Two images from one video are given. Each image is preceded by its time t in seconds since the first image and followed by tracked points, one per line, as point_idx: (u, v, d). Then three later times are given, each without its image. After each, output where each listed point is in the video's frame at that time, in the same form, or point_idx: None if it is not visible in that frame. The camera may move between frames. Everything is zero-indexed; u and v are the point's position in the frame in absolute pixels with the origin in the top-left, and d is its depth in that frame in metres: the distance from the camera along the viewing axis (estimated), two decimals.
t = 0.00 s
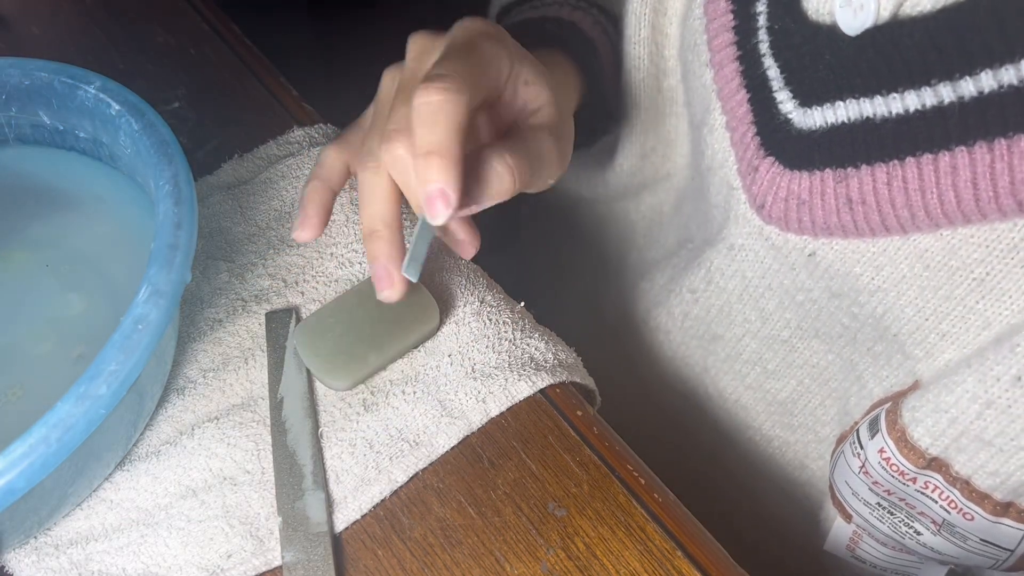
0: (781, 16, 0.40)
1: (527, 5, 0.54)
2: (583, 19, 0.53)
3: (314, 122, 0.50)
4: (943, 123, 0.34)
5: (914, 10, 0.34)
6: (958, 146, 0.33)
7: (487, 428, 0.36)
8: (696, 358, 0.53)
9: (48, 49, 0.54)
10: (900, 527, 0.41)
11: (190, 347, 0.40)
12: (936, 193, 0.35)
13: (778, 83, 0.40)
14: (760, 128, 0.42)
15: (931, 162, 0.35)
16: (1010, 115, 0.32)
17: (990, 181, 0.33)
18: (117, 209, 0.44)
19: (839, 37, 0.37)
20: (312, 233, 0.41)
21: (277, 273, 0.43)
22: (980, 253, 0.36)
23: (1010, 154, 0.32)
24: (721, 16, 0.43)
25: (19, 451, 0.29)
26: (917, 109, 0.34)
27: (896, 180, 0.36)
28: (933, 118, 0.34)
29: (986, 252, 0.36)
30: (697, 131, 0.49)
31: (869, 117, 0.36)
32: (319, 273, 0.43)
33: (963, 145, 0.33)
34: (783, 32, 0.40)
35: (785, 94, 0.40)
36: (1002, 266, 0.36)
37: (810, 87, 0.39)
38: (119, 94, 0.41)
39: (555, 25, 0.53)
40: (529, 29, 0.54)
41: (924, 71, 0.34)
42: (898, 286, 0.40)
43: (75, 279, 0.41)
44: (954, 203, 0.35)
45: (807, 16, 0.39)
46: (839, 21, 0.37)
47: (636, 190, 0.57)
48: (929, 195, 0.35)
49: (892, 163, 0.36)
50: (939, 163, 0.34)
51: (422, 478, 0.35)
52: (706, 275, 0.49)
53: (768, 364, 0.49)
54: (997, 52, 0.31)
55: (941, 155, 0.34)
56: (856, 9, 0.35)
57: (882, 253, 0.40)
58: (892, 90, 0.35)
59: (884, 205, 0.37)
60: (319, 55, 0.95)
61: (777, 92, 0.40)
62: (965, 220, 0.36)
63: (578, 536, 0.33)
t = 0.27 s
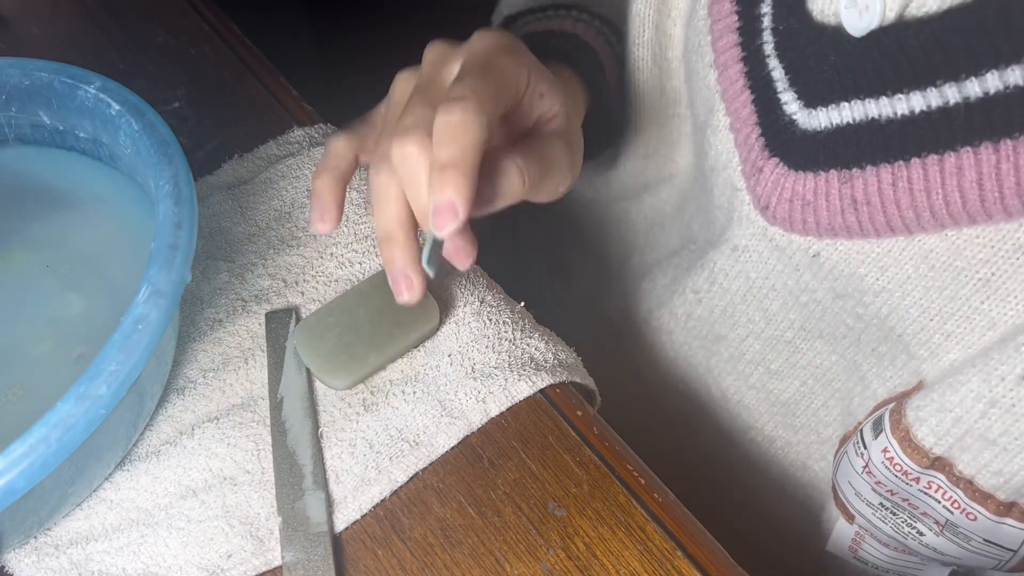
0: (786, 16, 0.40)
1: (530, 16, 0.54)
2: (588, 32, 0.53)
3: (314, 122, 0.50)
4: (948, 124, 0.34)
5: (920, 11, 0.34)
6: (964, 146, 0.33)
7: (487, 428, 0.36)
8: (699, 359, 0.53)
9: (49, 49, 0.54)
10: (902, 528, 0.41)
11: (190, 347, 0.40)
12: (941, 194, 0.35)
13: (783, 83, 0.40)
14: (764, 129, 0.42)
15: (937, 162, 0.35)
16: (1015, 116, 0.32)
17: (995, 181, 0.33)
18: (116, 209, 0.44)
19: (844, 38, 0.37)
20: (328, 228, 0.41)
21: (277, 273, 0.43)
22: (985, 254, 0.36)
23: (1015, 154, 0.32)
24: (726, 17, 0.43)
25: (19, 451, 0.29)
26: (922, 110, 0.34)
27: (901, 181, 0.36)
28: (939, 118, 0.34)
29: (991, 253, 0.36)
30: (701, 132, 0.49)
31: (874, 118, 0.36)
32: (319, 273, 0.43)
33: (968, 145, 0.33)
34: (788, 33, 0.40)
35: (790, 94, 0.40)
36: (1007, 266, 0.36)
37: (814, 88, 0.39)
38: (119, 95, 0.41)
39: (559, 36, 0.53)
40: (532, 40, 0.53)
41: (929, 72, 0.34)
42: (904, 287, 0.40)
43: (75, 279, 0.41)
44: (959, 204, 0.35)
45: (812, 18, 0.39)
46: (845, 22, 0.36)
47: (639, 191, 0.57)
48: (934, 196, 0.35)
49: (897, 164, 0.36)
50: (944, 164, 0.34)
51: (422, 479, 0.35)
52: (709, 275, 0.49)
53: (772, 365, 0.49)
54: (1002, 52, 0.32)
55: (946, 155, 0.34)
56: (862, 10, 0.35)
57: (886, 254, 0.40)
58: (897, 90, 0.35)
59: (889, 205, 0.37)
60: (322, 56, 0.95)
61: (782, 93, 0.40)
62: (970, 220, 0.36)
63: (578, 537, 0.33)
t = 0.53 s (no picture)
0: (788, 14, 0.39)
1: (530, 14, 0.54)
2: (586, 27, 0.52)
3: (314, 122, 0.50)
4: (949, 122, 0.34)
5: (920, 9, 0.34)
6: (964, 144, 0.34)
7: (487, 428, 0.36)
8: (699, 357, 0.53)
9: (48, 49, 0.54)
10: (902, 525, 0.41)
11: (190, 347, 0.40)
12: (942, 192, 0.35)
13: (784, 81, 0.40)
14: (765, 127, 0.42)
15: (938, 160, 0.35)
16: (1016, 113, 0.32)
17: (996, 179, 0.33)
18: (117, 209, 0.44)
19: (846, 36, 0.37)
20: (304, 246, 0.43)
21: (277, 273, 0.43)
22: (985, 252, 0.36)
23: (1016, 152, 0.33)
24: (727, 15, 0.43)
25: (19, 451, 0.29)
26: (923, 107, 0.34)
27: (902, 178, 0.36)
28: (939, 117, 0.34)
29: (991, 250, 0.36)
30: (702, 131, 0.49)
31: (874, 116, 0.36)
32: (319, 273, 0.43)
33: (969, 142, 0.33)
34: (789, 31, 0.39)
35: (791, 92, 0.40)
36: (1008, 264, 0.36)
37: (817, 86, 0.39)
38: (119, 95, 0.41)
39: (555, 33, 0.53)
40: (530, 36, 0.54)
41: (931, 71, 0.34)
42: (903, 284, 0.40)
43: (75, 279, 0.41)
44: (960, 202, 0.35)
45: (813, 15, 0.39)
46: (847, 20, 0.36)
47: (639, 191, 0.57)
48: (934, 194, 0.36)
49: (898, 161, 0.36)
50: (944, 161, 0.34)
51: (422, 478, 0.35)
52: (709, 274, 0.49)
53: (772, 363, 0.49)
54: (1002, 52, 0.32)
55: (947, 153, 0.34)
56: (863, 7, 0.35)
57: (887, 252, 0.40)
58: (898, 88, 0.35)
59: (890, 203, 0.37)
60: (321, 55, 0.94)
61: (783, 90, 0.40)
62: (970, 218, 0.36)
63: (578, 536, 0.33)
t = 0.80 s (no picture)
0: (786, 15, 0.40)
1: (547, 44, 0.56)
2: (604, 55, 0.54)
3: (314, 122, 0.50)
4: (947, 123, 0.34)
5: (918, 11, 0.34)
6: (963, 145, 0.34)
7: (487, 428, 0.36)
8: (698, 358, 0.53)
9: (48, 49, 0.54)
10: (901, 526, 0.41)
11: (190, 347, 0.40)
12: (941, 192, 0.35)
13: (783, 82, 0.40)
14: (764, 128, 0.42)
15: (936, 161, 0.35)
16: (1015, 114, 0.32)
17: (995, 179, 0.33)
18: (117, 209, 0.44)
19: (844, 38, 0.37)
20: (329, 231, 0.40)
21: (278, 274, 0.43)
22: (984, 251, 0.36)
23: (1014, 152, 0.33)
24: (726, 16, 0.43)
25: (19, 451, 0.29)
26: (921, 108, 0.34)
27: (901, 179, 0.36)
28: (937, 118, 0.34)
29: (990, 250, 0.36)
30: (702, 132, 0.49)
31: (873, 116, 0.36)
32: (319, 273, 0.43)
33: (968, 143, 0.33)
34: (788, 32, 0.40)
35: (789, 93, 0.40)
36: (1007, 264, 0.36)
37: (815, 87, 0.39)
38: (120, 95, 0.41)
39: (583, 66, 0.55)
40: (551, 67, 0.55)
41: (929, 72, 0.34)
42: (903, 285, 0.40)
43: (75, 279, 0.41)
44: (959, 203, 0.35)
45: (812, 16, 0.39)
46: (844, 19, 0.37)
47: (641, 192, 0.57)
48: (934, 194, 0.35)
49: (897, 162, 0.36)
50: (943, 162, 0.34)
51: (422, 478, 0.35)
52: (709, 275, 0.49)
53: (771, 364, 0.49)
54: (1000, 52, 0.32)
55: (946, 154, 0.34)
56: (861, 9, 0.35)
57: (886, 252, 0.40)
58: (897, 88, 0.35)
59: (889, 204, 0.37)
60: (321, 55, 0.94)
61: (781, 91, 0.40)
62: (969, 218, 0.36)
63: (578, 536, 0.33)
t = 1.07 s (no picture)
0: (787, 20, 0.40)
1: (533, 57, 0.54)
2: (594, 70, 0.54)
3: (314, 122, 0.50)
4: (948, 125, 0.34)
5: (918, 14, 0.34)
6: (964, 147, 0.33)
7: (487, 428, 0.36)
8: (698, 361, 0.53)
9: (49, 49, 0.54)
10: (901, 528, 0.41)
11: (190, 347, 0.40)
12: (942, 195, 0.35)
13: (783, 85, 0.40)
14: (763, 130, 0.42)
15: (937, 164, 0.35)
16: (1015, 117, 0.32)
17: (996, 182, 0.33)
18: (117, 209, 0.44)
19: (845, 42, 0.37)
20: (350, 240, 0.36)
21: (278, 274, 0.43)
22: (985, 254, 0.36)
23: (1015, 155, 0.32)
24: (726, 19, 0.43)
25: (19, 451, 0.29)
26: (922, 111, 0.34)
27: (902, 182, 0.36)
28: (938, 120, 0.34)
29: (991, 253, 0.36)
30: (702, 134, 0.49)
31: (873, 120, 0.36)
32: (319, 273, 0.43)
33: (968, 146, 0.33)
34: (787, 36, 0.40)
35: (789, 96, 0.40)
36: (1008, 267, 0.36)
37: (815, 91, 0.39)
38: (120, 95, 0.41)
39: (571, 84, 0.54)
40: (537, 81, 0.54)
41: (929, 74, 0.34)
42: (904, 287, 0.40)
43: (76, 278, 0.41)
44: (960, 205, 0.35)
45: (812, 20, 0.39)
46: (844, 23, 0.37)
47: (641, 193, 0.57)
48: (934, 197, 0.35)
49: (898, 165, 0.36)
50: (944, 165, 0.34)
51: (422, 478, 0.35)
52: (709, 276, 0.49)
53: (771, 366, 0.49)
54: (1001, 55, 0.31)
55: (946, 156, 0.34)
56: (861, 12, 0.36)
57: (887, 254, 0.40)
58: (897, 92, 0.35)
59: (889, 206, 0.37)
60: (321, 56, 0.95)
61: (781, 95, 0.40)
62: (970, 221, 0.36)
63: (578, 536, 0.33)
